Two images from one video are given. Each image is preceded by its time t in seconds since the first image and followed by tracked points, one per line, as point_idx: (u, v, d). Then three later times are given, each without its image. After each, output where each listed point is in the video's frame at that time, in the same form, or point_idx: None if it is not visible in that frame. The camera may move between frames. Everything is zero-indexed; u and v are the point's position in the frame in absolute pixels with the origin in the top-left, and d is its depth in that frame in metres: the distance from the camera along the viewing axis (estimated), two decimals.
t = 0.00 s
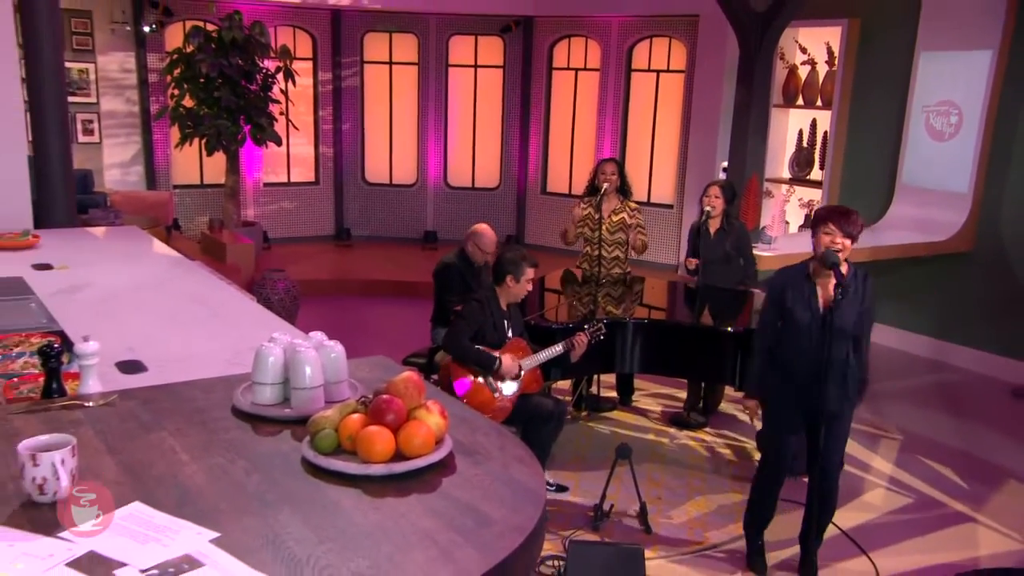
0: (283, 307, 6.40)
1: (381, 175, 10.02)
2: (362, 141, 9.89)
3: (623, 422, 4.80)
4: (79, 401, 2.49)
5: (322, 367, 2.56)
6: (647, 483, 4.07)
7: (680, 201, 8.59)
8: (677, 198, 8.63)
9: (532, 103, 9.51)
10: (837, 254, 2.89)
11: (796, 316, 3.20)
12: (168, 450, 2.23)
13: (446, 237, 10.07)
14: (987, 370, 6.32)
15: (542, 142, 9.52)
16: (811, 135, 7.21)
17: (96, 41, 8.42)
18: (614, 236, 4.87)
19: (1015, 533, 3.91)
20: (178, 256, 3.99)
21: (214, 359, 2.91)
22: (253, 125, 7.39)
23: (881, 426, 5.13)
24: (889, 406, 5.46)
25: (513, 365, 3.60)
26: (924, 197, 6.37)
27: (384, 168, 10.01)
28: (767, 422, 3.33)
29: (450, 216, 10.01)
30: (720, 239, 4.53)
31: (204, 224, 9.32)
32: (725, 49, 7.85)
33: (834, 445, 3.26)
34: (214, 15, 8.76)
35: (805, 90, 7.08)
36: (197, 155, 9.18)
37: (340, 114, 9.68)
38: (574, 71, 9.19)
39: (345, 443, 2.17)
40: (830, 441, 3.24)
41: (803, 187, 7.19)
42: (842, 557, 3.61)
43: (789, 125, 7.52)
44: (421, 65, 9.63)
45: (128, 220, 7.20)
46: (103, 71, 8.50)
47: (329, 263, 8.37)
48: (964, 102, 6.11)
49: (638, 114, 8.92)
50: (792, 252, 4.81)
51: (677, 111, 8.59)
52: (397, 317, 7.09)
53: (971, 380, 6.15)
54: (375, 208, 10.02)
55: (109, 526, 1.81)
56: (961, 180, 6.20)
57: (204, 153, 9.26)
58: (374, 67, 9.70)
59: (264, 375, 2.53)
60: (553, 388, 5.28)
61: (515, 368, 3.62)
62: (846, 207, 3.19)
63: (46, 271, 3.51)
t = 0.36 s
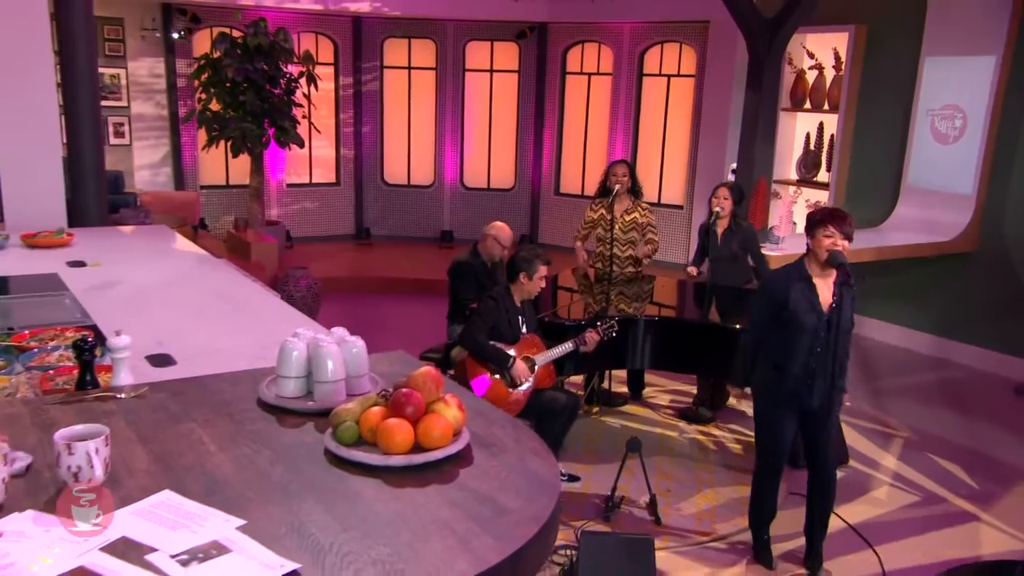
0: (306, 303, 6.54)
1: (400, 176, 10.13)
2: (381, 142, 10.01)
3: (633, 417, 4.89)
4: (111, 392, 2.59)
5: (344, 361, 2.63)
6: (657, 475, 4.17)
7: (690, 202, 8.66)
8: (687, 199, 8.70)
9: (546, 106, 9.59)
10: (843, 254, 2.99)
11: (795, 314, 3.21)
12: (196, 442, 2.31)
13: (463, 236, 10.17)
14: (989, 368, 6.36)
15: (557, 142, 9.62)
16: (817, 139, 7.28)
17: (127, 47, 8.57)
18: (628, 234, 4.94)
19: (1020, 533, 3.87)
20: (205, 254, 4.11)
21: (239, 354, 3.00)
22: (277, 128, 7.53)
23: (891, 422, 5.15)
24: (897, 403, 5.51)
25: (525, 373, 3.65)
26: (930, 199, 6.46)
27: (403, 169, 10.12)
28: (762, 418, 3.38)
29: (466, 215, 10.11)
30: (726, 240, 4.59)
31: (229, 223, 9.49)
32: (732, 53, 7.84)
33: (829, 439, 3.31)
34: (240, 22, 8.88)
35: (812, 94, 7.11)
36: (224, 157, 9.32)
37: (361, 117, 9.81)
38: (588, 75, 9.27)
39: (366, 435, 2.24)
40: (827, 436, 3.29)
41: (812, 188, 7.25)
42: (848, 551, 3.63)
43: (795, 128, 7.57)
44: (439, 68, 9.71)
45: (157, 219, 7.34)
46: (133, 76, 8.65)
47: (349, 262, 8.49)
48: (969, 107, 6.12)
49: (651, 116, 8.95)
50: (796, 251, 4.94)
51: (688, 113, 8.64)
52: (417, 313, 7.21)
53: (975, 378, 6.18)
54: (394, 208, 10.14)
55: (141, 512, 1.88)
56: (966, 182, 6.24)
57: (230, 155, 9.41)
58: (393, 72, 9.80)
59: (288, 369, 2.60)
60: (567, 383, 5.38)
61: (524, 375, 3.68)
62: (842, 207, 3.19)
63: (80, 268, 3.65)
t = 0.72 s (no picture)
0: (329, 299, 6.68)
1: (419, 177, 10.24)
2: (402, 147, 10.14)
3: (645, 411, 4.99)
4: (145, 383, 2.68)
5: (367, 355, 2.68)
6: (668, 468, 4.27)
7: (700, 203, 8.73)
8: (698, 200, 8.78)
9: (561, 109, 9.70)
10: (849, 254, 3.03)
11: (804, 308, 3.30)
12: (225, 432, 2.33)
13: (480, 236, 10.28)
14: (995, 367, 6.38)
15: (571, 145, 9.73)
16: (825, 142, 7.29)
17: (160, 53, 8.75)
18: (638, 234, 5.05)
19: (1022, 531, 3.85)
20: (232, 253, 4.25)
21: (264, 347, 3.13)
22: (302, 132, 7.70)
23: (898, 419, 5.19)
24: (900, 399, 5.58)
25: (542, 358, 3.74)
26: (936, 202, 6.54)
27: (422, 171, 10.23)
28: (768, 410, 3.47)
29: (483, 216, 10.22)
30: (738, 239, 4.69)
31: (256, 222, 9.67)
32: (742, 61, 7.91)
33: (831, 428, 3.41)
34: (267, 29, 9.04)
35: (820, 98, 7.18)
36: (251, 159, 9.50)
37: (382, 121, 9.94)
38: (601, 80, 9.39)
39: (388, 426, 2.25)
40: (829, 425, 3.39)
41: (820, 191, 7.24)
42: (856, 544, 3.67)
43: (803, 132, 7.59)
44: (458, 72, 9.82)
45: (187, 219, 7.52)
46: (166, 82, 8.83)
47: (370, 260, 8.62)
48: (974, 111, 6.23)
49: (661, 119, 9.02)
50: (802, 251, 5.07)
51: (699, 118, 8.71)
52: (438, 310, 7.33)
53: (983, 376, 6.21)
54: (414, 209, 10.27)
55: (174, 499, 1.88)
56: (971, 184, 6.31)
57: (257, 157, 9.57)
58: (413, 77, 9.93)
59: (314, 362, 2.66)
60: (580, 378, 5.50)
61: (543, 361, 3.77)
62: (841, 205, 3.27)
63: (115, 265, 3.80)
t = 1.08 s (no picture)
0: (351, 295, 6.84)
1: (437, 178, 10.39)
2: (420, 151, 10.28)
3: (655, 406, 5.10)
4: (176, 375, 2.79)
5: (388, 350, 2.77)
6: (676, 460, 4.39)
7: (710, 204, 8.83)
8: (708, 200, 8.87)
9: (575, 112, 9.80)
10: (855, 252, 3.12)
11: (813, 302, 3.37)
12: (253, 423, 2.42)
13: (496, 236, 10.41)
14: (997, 364, 6.41)
15: (584, 147, 9.83)
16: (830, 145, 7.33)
17: (191, 60, 8.91)
18: (647, 232, 5.14)
19: None
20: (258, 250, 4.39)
21: (288, 340, 3.26)
22: (325, 134, 7.96)
23: (905, 416, 5.24)
24: (904, 394, 5.66)
25: (558, 350, 3.92)
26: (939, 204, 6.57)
27: (439, 172, 10.37)
28: (782, 404, 3.50)
29: (499, 216, 10.34)
30: (749, 236, 4.78)
31: (280, 221, 9.86)
32: (752, 66, 7.86)
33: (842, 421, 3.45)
34: (293, 36, 9.20)
35: (825, 103, 7.15)
36: (276, 161, 9.68)
37: (401, 125, 10.09)
38: (613, 85, 9.47)
39: (409, 419, 2.35)
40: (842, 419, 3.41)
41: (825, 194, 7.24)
42: (862, 535, 3.76)
43: (811, 135, 7.58)
44: (474, 78, 9.92)
45: (214, 219, 7.71)
46: (195, 87, 8.99)
47: (390, 258, 8.77)
48: (976, 115, 6.25)
49: (673, 123, 9.12)
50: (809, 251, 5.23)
51: (707, 120, 8.80)
52: (457, 307, 7.47)
53: (983, 372, 6.29)
54: (433, 209, 10.41)
55: (204, 486, 1.96)
56: (972, 186, 6.37)
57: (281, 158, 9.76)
58: (432, 83, 10.04)
59: (336, 356, 2.75)
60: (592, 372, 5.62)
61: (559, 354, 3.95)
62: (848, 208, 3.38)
63: (146, 262, 3.96)
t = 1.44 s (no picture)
0: (375, 289, 7.00)
1: (458, 176, 10.52)
2: (442, 151, 10.43)
3: (669, 397, 5.22)
4: (212, 363, 2.91)
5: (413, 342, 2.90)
6: (689, 450, 4.50)
7: (723, 202, 8.88)
8: (721, 198, 8.92)
9: (592, 111, 9.91)
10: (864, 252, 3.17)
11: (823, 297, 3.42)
12: (283, 410, 2.52)
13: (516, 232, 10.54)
14: (1001, 358, 6.45)
15: (600, 148, 9.95)
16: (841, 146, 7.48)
17: (224, 63, 9.10)
18: (663, 231, 5.20)
19: None
20: (288, 246, 4.55)
21: (318, 332, 3.40)
22: (352, 134, 8.17)
23: (922, 413, 5.24)
24: (912, 389, 5.71)
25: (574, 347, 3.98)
26: (946, 203, 6.70)
27: (459, 170, 10.50)
28: (796, 396, 3.56)
29: (519, 213, 10.45)
30: (760, 236, 4.77)
31: (308, 218, 10.06)
32: (764, 68, 7.99)
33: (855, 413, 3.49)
34: (322, 40, 9.37)
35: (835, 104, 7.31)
36: (305, 160, 9.87)
37: (425, 125, 10.26)
38: (630, 87, 9.57)
39: (433, 407, 2.42)
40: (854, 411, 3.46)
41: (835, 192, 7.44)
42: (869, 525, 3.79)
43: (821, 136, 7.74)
44: (495, 80, 10.04)
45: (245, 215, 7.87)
46: (228, 89, 9.19)
47: (412, 254, 8.91)
48: (984, 116, 6.32)
49: (686, 125, 9.17)
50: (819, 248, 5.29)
51: (720, 117, 8.83)
52: (479, 301, 7.59)
53: (989, 367, 6.31)
54: (456, 206, 10.55)
55: (238, 469, 2.01)
56: (980, 185, 6.48)
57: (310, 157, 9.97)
58: (454, 84, 10.18)
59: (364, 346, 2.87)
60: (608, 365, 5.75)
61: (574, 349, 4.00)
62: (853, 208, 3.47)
63: (183, 256, 4.13)
